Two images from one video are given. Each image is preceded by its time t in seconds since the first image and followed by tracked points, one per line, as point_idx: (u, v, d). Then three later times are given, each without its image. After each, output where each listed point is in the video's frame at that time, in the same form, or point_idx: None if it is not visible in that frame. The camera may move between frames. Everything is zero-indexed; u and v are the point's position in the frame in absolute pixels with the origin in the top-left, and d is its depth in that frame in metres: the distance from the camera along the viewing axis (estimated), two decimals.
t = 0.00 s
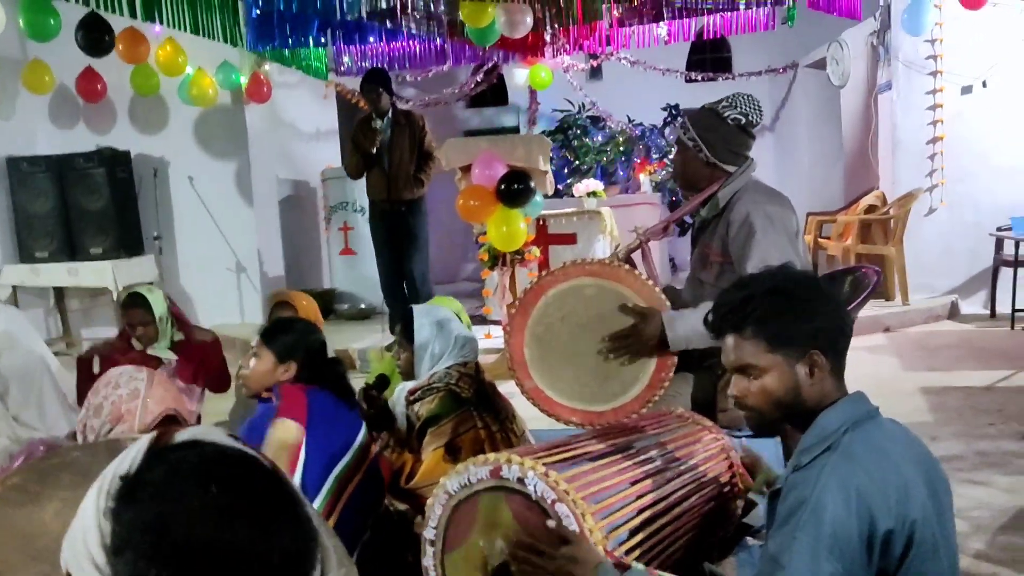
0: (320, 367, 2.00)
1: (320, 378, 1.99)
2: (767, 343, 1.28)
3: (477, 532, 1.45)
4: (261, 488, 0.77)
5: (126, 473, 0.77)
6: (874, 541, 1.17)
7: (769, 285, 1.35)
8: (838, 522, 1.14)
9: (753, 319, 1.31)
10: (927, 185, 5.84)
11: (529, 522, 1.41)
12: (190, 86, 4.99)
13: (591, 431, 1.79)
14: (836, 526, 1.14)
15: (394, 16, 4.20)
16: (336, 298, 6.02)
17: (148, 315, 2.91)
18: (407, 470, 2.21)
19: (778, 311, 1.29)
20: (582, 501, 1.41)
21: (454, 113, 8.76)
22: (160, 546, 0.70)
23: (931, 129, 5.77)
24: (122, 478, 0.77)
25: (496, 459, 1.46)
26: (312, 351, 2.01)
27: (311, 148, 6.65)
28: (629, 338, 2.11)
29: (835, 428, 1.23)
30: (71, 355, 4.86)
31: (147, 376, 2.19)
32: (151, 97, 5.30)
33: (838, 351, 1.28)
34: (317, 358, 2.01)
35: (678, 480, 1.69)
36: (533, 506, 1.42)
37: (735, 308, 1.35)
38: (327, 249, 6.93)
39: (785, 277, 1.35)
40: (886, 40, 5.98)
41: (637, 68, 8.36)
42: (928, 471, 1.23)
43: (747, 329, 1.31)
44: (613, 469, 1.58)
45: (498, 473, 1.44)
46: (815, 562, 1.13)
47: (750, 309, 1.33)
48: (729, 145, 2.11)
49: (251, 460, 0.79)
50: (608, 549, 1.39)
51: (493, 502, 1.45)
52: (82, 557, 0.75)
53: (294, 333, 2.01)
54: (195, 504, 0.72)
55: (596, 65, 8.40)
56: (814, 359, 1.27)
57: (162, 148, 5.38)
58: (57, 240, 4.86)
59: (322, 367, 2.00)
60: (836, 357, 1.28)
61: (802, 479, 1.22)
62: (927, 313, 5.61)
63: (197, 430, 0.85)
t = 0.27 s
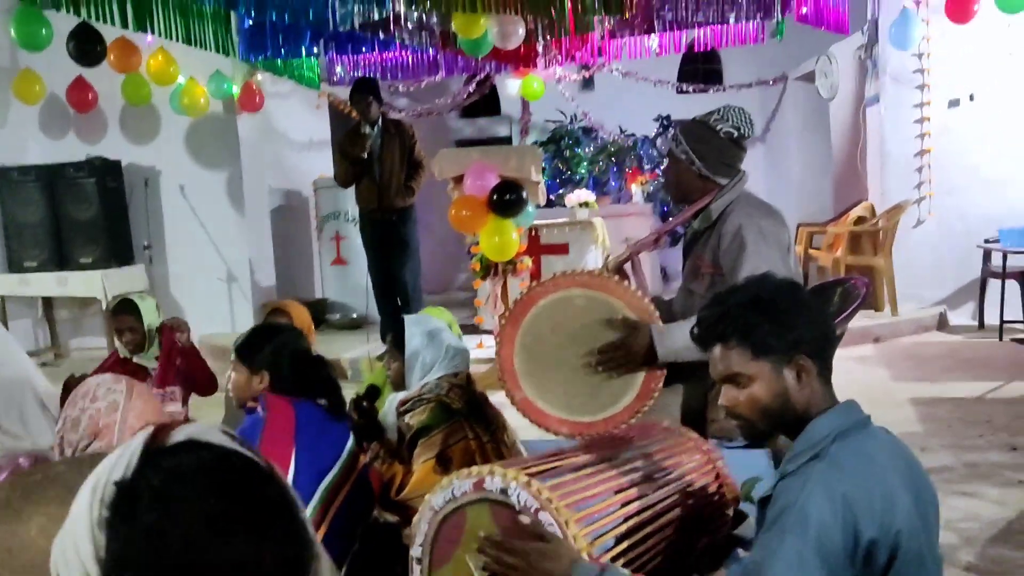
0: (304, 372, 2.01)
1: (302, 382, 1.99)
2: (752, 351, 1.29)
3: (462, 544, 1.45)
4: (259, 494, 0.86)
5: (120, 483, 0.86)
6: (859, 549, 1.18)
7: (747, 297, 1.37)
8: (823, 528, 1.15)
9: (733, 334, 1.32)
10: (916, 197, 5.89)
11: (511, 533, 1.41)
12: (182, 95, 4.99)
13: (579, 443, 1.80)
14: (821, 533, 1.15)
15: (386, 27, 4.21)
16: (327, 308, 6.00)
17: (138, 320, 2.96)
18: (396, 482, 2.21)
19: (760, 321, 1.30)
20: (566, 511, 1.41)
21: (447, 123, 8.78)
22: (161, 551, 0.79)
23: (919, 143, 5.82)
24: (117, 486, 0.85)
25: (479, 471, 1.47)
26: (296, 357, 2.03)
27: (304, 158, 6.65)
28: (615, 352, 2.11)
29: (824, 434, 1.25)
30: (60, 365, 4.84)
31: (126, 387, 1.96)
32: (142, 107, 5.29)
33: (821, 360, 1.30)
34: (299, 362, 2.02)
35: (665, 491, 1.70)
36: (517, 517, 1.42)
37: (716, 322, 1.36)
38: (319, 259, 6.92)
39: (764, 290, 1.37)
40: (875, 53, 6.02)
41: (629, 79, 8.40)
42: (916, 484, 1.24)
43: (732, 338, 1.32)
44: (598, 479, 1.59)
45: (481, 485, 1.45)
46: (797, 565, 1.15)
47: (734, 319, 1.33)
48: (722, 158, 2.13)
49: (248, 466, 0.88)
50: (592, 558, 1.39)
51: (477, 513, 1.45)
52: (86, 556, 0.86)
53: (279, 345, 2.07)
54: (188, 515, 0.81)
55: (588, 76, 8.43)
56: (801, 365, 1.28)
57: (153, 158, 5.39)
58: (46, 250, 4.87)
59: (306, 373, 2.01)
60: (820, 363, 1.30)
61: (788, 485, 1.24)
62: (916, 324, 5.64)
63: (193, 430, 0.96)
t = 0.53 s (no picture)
0: (264, 396, 1.91)
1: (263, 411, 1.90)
2: (738, 367, 1.29)
3: (457, 555, 1.44)
4: (251, 497, 0.86)
5: (114, 477, 0.85)
6: (853, 562, 1.18)
7: (736, 309, 1.38)
8: (816, 545, 1.16)
9: (718, 350, 1.32)
10: (904, 209, 5.93)
11: (507, 545, 1.41)
12: (173, 104, 4.98)
13: (573, 454, 1.79)
14: (814, 550, 1.15)
15: (378, 38, 4.21)
16: (318, 318, 5.98)
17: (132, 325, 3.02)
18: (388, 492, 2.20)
19: (745, 336, 1.30)
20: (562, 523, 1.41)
21: (438, 133, 8.79)
22: (161, 538, 0.79)
23: (908, 154, 5.86)
24: (111, 481, 0.85)
25: (476, 481, 1.45)
26: (255, 378, 1.90)
27: (295, 168, 6.63)
28: (612, 363, 2.10)
29: (813, 449, 1.24)
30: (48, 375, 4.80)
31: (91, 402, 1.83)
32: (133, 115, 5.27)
33: (805, 374, 1.30)
34: (257, 388, 1.90)
35: (659, 503, 1.69)
36: (513, 529, 1.41)
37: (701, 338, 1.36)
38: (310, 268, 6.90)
39: (750, 302, 1.38)
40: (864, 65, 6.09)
41: (621, 90, 8.43)
42: (905, 493, 1.24)
43: (715, 356, 1.32)
44: (596, 491, 1.58)
45: (478, 496, 1.43)
46: None
47: (718, 335, 1.34)
48: (711, 170, 2.13)
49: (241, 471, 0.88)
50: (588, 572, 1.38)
51: (472, 524, 1.44)
52: (76, 556, 0.83)
53: (240, 360, 1.91)
54: (189, 500, 0.82)
55: (580, 86, 8.46)
56: (782, 383, 1.28)
57: (142, 167, 5.36)
58: (36, 258, 4.83)
59: (266, 397, 1.91)
60: (803, 380, 1.30)
61: (779, 503, 1.24)
62: (906, 334, 5.67)
63: (178, 437, 0.93)
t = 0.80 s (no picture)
0: (216, 428, 1.76)
1: (216, 443, 1.76)
2: (731, 381, 1.29)
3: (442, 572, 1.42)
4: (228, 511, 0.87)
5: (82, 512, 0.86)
6: None
7: (730, 322, 1.37)
8: (802, 562, 1.15)
9: (711, 362, 1.31)
10: (889, 224, 5.95)
11: (494, 562, 1.39)
12: (160, 118, 4.94)
13: (559, 471, 1.78)
14: (800, 567, 1.14)
15: (367, 52, 4.21)
16: (305, 332, 5.95)
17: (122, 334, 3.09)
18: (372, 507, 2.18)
19: (734, 350, 1.30)
20: (548, 539, 1.39)
21: (427, 148, 8.80)
22: (149, 552, 0.78)
23: (892, 170, 5.90)
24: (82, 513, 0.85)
25: (461, 497, 1.43)
26: (203, 410, 1.74)
27: (283, 181, 6.61)
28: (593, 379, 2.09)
29: (799, 464, 1.24)
30: (30, 390, 4.74)
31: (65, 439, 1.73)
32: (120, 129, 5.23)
33: (796, 390, 1.29)
34: (204, 420, 1.75)
35: (645, 519, 1.67)
36: (498, 546, 1.39)
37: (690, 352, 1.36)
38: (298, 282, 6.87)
39: (741, 317, 1.38)
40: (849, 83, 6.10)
41: (608, 106, 8.48)
42: (891, 509, 1.23)
43: (709, 365, 1.31)
44: (582, 507, 1.56)
45: (463, 512, 1.42)
46: None
47: (706, 350, 1.33)
48: (695, 185, 2.13)
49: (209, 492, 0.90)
50: None
51: (458, 540, 1.42)
52: None
53: (190, 388, 1.76)
54: (173, 515, 0.81)
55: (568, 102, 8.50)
56: (775, 398, 1.28)
57: (129, 180, 5.32)
58: (20, 272, 4.79)
59: (218, 429, 1.75)
60: (795, 396, 1.30)
61: (764, 520, 1.23)
62: (892, 349, 5.70)
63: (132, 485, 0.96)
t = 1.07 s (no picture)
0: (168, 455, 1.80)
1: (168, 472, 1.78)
2: (728, 396, 1.28)
3: None
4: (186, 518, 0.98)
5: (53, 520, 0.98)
6: None
7: (730, 338, 1.36)
8: None
9: (710, 375, 1.31)
10: (868, 245, 6.01)
11: None
12: (141, 135, 4.90)
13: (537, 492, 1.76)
14: None
15: (351, 71, 4.22)
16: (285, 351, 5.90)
17: (102, 355, 3.09)
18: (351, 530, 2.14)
19: (731, 366, 1.29)
20: (524, 562, 1.37)
21: (410, 166, 8.81)
22: (122, 554, 0.89)
23: (871, 192, 5.97)
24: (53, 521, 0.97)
25: (438, 521, 1.41)
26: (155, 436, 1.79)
27: (265, 199, 6.58)
28: (574, 401, 2.04)
29: (780, 485, 1.23)
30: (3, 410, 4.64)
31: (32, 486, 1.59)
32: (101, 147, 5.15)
33: (790, 411, 1.29)
34: (155, 447, 1.79)
35: (624, 541, 1.66)
36: (475, 569, 1.37)
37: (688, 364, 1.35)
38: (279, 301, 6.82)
39: (740, 333, 1.37)
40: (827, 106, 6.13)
41: (590, 126, 8.53)
42: (870, 534, 1.23)
43: (707, 378, 1.31)
44: (559, 529, 1.55)
45: (440, 535, 1.39)
46: None
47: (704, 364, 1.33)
48: (676, 208, 2.13)
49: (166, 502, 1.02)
50: None
51: (434, 566, 1.40)
52: None
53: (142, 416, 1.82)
54: (140, 520, 0.93)
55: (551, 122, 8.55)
56: (770, 418, 1.27)
57: (108, 197, 5.19)
58: None
59: (170, 456, 1.79)
60: (788, 415, 1.29)
61: (745, 539, 1.23)
62: (872, 369, 5.73)
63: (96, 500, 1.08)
